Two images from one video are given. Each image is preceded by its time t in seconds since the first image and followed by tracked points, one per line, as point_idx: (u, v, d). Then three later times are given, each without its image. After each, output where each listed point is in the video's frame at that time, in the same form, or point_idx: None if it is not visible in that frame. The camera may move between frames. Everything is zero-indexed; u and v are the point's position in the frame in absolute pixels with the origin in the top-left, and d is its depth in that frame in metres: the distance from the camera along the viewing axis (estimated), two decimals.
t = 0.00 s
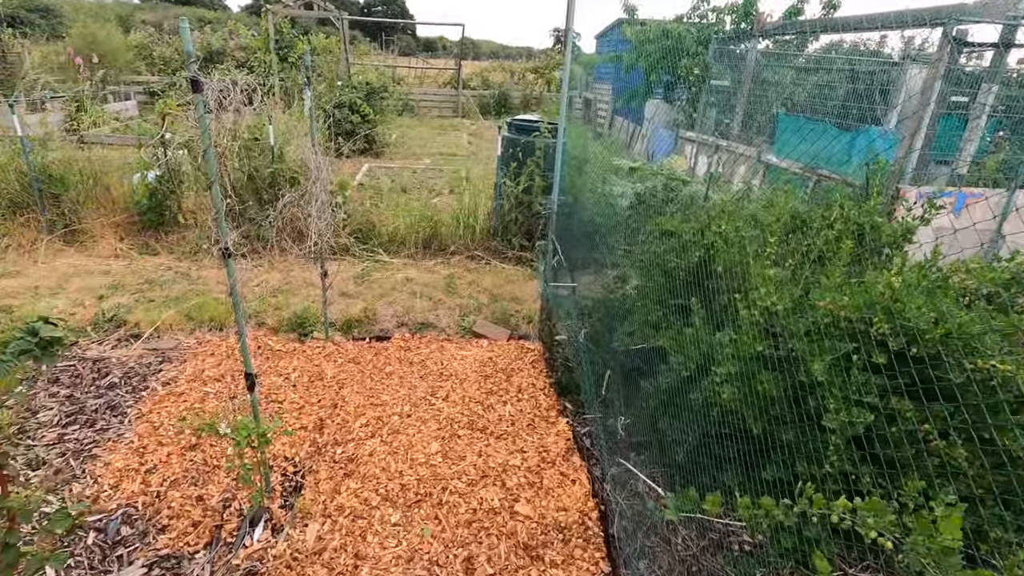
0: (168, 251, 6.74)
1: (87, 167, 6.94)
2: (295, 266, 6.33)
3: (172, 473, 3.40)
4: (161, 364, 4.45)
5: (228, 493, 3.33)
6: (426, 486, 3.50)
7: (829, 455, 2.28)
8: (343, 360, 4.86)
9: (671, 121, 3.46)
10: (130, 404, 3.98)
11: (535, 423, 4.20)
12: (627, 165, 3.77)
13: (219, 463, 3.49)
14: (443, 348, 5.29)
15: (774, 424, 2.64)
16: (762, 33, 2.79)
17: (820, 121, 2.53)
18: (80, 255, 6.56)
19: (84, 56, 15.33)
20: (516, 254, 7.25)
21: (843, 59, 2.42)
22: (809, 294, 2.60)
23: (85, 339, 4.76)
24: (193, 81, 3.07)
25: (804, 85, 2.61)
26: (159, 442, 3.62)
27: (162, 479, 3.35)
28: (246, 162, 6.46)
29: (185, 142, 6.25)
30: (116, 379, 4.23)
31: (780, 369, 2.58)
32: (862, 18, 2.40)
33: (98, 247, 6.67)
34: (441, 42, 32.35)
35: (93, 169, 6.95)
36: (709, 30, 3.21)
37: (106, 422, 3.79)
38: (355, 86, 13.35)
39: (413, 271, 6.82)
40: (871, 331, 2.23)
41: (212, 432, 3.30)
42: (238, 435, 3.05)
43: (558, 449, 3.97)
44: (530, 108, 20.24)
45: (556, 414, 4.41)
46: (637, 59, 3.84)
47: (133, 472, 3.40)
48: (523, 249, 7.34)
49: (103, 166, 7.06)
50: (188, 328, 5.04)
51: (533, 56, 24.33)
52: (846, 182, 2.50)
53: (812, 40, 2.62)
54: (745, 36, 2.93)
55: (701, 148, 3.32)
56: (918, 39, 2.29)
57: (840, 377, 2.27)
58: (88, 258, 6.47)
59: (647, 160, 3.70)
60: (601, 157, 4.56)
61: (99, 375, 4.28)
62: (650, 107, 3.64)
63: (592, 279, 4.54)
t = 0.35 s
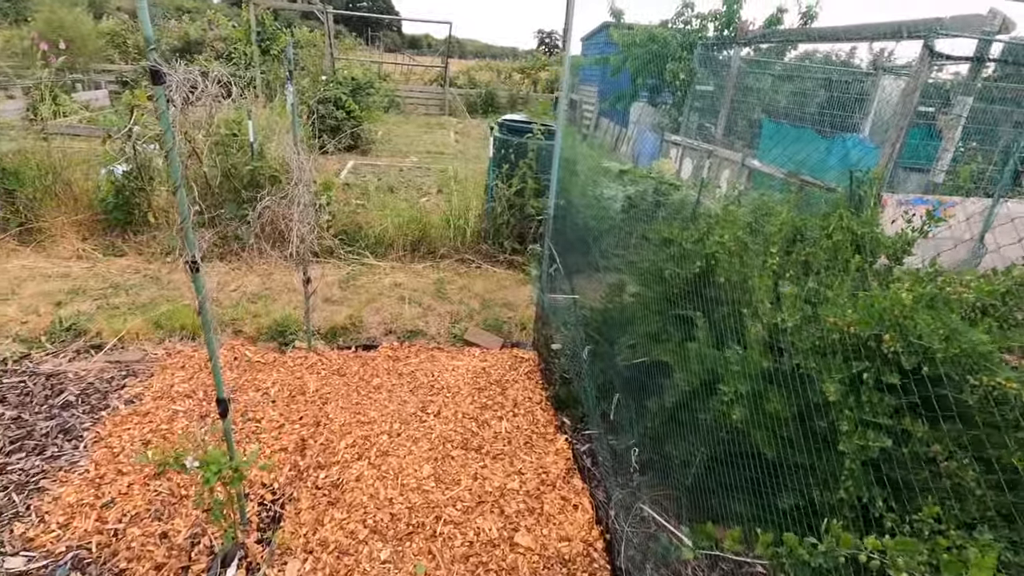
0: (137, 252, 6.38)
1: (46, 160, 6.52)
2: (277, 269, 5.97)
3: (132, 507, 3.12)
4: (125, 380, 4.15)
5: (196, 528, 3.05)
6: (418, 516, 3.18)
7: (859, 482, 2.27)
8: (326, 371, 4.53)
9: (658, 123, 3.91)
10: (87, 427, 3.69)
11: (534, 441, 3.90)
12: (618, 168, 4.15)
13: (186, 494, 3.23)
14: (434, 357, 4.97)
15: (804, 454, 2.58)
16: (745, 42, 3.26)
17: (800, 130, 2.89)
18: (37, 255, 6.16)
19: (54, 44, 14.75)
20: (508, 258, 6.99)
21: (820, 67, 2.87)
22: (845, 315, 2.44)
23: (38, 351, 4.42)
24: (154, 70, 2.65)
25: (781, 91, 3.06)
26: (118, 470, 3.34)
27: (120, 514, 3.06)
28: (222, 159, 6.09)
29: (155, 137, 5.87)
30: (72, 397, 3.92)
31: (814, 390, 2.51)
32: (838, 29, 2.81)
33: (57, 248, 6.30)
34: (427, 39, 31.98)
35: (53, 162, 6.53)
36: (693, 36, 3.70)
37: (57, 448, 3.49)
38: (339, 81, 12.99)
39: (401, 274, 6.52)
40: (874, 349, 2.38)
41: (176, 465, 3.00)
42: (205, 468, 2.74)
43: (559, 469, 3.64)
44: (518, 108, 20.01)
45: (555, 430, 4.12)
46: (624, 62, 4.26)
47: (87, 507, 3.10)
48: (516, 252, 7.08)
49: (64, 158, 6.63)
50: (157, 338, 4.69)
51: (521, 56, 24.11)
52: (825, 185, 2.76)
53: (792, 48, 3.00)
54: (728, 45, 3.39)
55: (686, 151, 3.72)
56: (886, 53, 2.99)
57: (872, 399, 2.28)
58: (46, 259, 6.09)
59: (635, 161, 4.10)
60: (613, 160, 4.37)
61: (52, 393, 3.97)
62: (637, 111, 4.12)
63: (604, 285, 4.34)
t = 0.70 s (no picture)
0: (112, 250, 6.02)
1: (13, 152, 6.15)
2: (261, 268, 5.67)
3: (108, 536, 2.83)
4: (100, 391, 3.83)
5: (178, 559, 2.78)
6: (422, 545, 2.94)
7: (908, 511, 2.20)
8: (317, 379, 4.26)
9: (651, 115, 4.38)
10: (58, 445, 3.38)
11: (541, 458, 3.69)
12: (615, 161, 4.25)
13: (169, 519, 2.95)
14: (431, 363, 4.73)
15: (844, 480, 2.47)
16: (744, 36, 4.18)
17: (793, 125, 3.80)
18: (5, 253, 5.77)
19: (22, 28, 14.12)
20: (504, 255, 6.77)
21: (815, 63, 4.05)
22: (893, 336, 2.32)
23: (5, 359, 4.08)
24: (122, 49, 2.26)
25: (780, 79, 4.02)
26: (92, 495, 3.04)
27: (95, 545, 2.77)
28: (202, 151, 5.74)
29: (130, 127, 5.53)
30: (42, 412, 3.61)
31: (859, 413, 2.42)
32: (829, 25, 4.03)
33: (27, 245, 5.91)
34: (411, 27, 31.44)
35: (21, 155, 6.17)
36: (691, 24, 4.44)
37: (26, 469, 3.18)
38: (324, 69, 12.59)
39: (394, 273, 6.24)
40: (921, 368, 2.32)
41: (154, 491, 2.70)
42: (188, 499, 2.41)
43: (570, 489, 3.43)
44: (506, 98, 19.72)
45: (564, 444, 3.91)
46: (615, 52, 4.48)
47: (57, 537, 2.80)
48: (512, 249, 6.86)
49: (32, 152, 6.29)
50: (135, 343, 4.38)
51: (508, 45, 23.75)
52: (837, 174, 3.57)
53: (791, 38, 4.12)
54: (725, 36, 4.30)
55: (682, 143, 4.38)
56: (884, 46, 4.18)
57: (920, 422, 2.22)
58: (15, 257, 5.70)
59: (627, 150, 4.43)
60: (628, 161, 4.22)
61: (20, 407, 3.65)
62: (629, 101, 4.42)
63: (614, 289, 4.17)
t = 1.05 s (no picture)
0: (93, 244, 5.76)
1: None
2: (248, 262, 5.43)
3: (80, 553, 2.61)
4: (76, 394, 3.61)
5: None
6: (420, 559, 2.74)
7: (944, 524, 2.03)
8: (307, 380, 4.05)
9: (649, 103, 4.35)
10: (29, 454, 3.15)
11: (545, 462, 3.51)
12: (615, 150, 4.11)
13: (147, 533, 2.74)
14: (426, 362, 4.54)
15: (875, 488, 2.30)
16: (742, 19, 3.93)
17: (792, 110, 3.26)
18: None
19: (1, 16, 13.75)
20: (502, 247, 6.56)
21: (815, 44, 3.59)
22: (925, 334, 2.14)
23: None
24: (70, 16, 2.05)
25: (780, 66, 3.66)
26: (64, 508, 2.81)
27: (65, 564, 2.56)
28: (185, 140, 5.48)
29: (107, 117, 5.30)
30: (13, 418, 3.38)
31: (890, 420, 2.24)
32: None
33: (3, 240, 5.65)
34: (402, 16, 30.99)
35: None
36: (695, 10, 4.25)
37: None
38: (314, 57, 12.28)
39: (387, 267, 6.02)
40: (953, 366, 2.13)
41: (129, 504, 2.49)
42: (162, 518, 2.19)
43: (577, 495, 3.24)
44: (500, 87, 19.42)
45: (569, 447, 3.73)
46: (614, 38, 4.39)
47: (25, 556, 2.58)
48: (510, 241, 6.65)
49: (7, 142, 6.07)
50: (114, 343, 4.15)
51: (501, 33, 23.41)
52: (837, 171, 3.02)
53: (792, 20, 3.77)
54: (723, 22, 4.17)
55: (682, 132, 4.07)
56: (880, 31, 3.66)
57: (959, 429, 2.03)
58: None
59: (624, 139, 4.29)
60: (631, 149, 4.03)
61: None
62: (627, 89, 4.32)
63: (618, 282, 3.98)
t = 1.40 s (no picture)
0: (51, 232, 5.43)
1: None
2: (217, 248, 5.14)
3: None
4: (27, 397, 3.34)
5: None
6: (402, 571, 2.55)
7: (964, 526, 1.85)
8: (280, 374, 3.82)
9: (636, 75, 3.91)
10: None
11: (534, 459, 3.32)
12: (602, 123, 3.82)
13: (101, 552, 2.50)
14: (408, 353, 4.37)
15: (886, 486, 2.13)
16: None
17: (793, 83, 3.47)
18: None
19: None
20: (485, 228, 6.34)
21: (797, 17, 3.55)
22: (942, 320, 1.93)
23: None
24: None
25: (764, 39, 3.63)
26: (9, 526, 2.57)
27: None
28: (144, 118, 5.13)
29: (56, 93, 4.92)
30: None
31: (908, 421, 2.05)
32: None
33: None
34: None
35: None
36: None
37: None
38: (286, 29, 11.77)
39: (366, 250, 5.76)
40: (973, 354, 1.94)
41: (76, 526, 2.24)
42: (108, 545, 1.94)
43: (569, 495, 3.06)
44: (482, 60, 18.93)
45: (559, 441, 3.54)
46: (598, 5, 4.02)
47: None
48: (493, 221, 6.43)
49: None
50: (71, 339, 3.87)
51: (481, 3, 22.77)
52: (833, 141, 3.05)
53: None
54: None
55: (666, 105, 3.99)
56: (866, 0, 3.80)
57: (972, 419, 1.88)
58: None
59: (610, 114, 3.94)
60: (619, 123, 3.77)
61: None
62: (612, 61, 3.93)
63: (609, 265, 3.77)
